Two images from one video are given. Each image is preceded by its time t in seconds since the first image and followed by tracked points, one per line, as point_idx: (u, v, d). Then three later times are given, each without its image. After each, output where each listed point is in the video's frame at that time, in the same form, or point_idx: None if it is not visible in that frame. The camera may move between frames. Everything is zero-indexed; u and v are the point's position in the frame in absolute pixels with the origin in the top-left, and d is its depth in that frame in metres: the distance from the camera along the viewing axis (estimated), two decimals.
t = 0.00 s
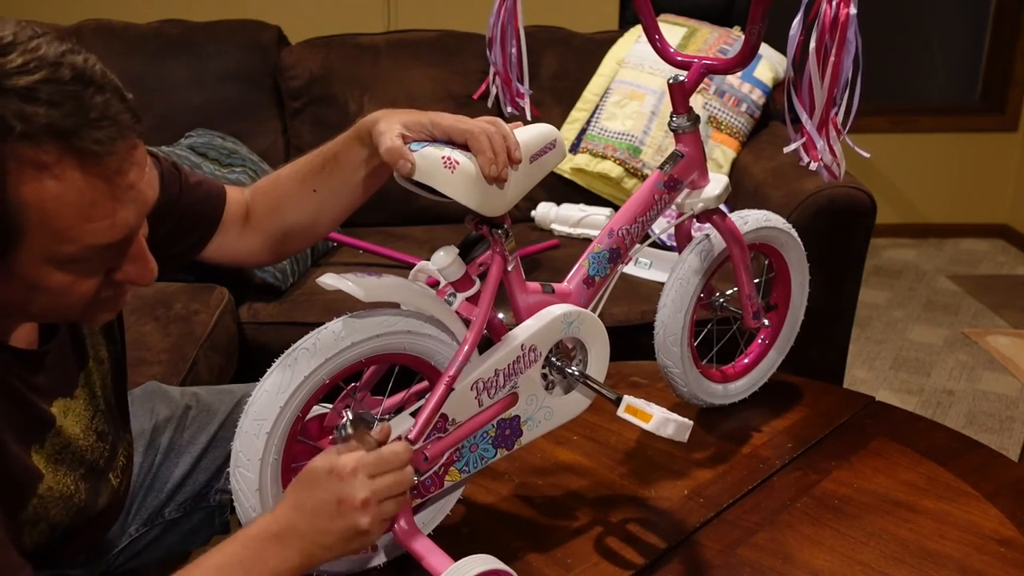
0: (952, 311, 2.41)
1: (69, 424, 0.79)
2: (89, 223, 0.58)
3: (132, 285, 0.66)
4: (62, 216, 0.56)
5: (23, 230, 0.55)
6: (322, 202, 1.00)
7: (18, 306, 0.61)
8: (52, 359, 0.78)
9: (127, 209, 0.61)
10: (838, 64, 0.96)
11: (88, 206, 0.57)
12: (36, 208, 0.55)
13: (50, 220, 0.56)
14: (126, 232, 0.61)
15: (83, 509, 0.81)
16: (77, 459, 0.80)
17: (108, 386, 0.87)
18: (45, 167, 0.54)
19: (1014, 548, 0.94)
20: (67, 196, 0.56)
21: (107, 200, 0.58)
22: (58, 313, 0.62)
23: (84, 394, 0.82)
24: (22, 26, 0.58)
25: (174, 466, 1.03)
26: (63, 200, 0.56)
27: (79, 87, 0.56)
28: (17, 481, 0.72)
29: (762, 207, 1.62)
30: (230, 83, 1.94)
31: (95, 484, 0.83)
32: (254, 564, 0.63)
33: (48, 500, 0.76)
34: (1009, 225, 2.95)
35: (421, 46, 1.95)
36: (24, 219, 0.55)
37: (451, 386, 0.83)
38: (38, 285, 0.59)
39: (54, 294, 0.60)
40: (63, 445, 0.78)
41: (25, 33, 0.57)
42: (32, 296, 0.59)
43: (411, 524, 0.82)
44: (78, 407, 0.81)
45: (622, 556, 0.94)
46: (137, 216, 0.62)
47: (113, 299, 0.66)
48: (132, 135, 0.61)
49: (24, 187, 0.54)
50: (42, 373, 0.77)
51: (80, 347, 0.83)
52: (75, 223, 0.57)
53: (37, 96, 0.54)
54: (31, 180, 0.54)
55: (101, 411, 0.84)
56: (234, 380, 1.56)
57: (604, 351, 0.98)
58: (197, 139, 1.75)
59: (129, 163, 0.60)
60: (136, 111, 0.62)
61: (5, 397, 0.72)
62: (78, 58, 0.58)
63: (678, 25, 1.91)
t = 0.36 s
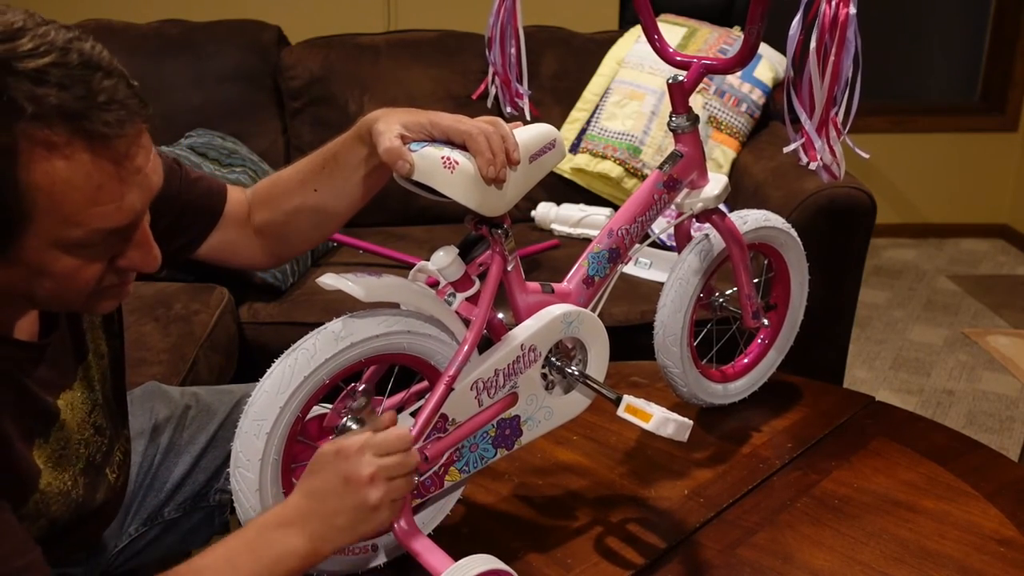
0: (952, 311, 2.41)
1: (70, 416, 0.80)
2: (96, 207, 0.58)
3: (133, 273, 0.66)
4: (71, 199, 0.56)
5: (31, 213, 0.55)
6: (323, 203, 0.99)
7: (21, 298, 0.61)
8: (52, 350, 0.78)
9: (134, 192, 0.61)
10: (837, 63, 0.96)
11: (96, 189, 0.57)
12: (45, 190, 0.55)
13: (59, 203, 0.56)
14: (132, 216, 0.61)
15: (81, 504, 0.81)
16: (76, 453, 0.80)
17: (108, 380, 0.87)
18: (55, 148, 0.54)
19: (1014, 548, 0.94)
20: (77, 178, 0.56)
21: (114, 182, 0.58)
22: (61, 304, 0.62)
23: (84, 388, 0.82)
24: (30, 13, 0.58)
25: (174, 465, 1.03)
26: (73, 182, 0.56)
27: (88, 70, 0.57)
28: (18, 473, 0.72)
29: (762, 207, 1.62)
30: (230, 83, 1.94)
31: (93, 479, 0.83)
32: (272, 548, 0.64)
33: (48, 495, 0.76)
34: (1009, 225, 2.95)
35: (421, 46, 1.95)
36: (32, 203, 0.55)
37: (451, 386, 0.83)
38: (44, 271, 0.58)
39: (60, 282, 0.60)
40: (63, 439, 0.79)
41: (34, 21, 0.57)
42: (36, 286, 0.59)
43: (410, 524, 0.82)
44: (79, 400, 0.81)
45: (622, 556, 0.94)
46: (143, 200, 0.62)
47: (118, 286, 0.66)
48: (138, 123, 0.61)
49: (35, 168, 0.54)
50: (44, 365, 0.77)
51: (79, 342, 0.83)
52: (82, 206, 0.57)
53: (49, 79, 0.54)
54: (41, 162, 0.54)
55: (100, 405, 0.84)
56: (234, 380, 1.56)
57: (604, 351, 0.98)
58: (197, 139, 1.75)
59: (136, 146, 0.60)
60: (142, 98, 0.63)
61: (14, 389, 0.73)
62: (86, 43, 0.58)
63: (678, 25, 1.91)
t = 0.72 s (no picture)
0: (952, 311, 2.41)
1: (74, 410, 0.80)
2: (95, 195, 0.57)
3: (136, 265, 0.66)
4: (69, 186, 0.55)
5: (30, 201, 0.54)
6: (325, 202, 0.99)
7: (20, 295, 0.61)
8: (60, 344, 0.77)
9: (135, 182, 0.60)
10: (838, 64, 0.96)
11: (96, 176, 0.57)
12: (45, 177, 0.54)
13: (58, 189, 0.55)
14: (134, 205, 0.60)
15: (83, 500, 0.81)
16: (80, 447, 0.80)
17: (109, 374, 0.87)
18: (54, 133, 0.54)
19: (1014, 548, 0.94)
20: (76, 164, 0.55)
21: (114, 169, 0.58)
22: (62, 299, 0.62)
23: (87, 382, 0.82)
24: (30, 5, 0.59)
25: (174, 465, 1.03)
26: (72, 168, 0.55)
27: (86, 57, 0.56)
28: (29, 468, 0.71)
29: (762, 207, 1.62)
30: (230, 83, 1.94)
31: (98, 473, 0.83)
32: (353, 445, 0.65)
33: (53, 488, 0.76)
34: (1009, 225, 2.95)
35: (421, 46, 1.95)
36: (31, 190, 0.54)
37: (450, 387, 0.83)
38: (47, 261, 0.58)
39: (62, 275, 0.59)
40: (67, 432, 0.78)
41: (34, 10, 0.57)
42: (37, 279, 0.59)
43: (410, 524, 0.82)
44: (81, 396, 0.81)
45: (622, 556, 0.94)
46: (144, 189, 0.61)
47: (121, 278, 0.65)
48: (138, 114, 0.60)
49: (35, 154, 0.53)
50: (53, 359, 0.76)
51: (82, 337, 0.82)
52: (82, 194, 0.56)
53: (48, 66, 0.54)
54: (40, 148, 0.53)
55: (103, 401, 0.84)
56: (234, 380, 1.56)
57: (604, 351, 0.98)
58: (197, 139, 1.75)
59: (136, 134, 0.60)
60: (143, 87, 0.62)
61: (31, 384, 0.70)
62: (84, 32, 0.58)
63: (678, 24, 1.91)
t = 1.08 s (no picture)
0: (952, 311, 2.41)
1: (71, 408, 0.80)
2: (91, 195, 0.57)
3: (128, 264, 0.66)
4: (67, 186, 0.55)
5: (28, 198, 0.54)
6: (325, 200, 0.99)
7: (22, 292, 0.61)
8: (52, 344, 0.78)
9: (129, 180, 0.60)
10: (839, 65, 0.96)
11: (93, 176, 0.56)
12: (42, 177, 0.54)
13: (55, 189, 0.55)
14: (132, 201, 0.60)
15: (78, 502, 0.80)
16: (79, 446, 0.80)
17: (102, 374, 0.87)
18: (52, 134, 0.53)
19: (1014, 549, 0.94)
20: (78, 162, 0.55)
21: (110, 169, 0.58)
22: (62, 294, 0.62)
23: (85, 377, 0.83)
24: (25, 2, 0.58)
25: (175, 465, 1.03)
26: (70, 169, 0.55)
27: (81, 56, 0.56)
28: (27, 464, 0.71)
29: (762, 207, 1.62)
30: (230, 83, 1.94)
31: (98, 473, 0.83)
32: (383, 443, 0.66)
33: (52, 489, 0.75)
34: (1008, 225, 2.95)
35: (421, 46, 1.96)
36: (28, 189, 0.53)
37: (452, 387, 0.83)
38: (41, 260, 0.57)
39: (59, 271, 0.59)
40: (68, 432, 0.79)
41: (29, 9, 0.56)
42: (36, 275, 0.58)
43: (412, 524, 0.82)
44: (75, 396, 0.81)
45: (622, 556, 0.94)
46: (139, 186, 0.61)
47: (114, 276, 0.65)
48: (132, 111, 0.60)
49: (32, 155, 0.53)
50: (45, 358, 0.77)
51: (75, 337, 0.82)
52: (79, 194, 0.56)
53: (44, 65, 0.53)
54: (40, 146, 0.53)
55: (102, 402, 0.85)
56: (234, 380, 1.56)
57: (605, 351, 0.98)
58: (197, 139, 1.75)
59: (132, 135, 0.59)
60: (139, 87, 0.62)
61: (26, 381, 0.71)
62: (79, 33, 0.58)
63: (678, 24, 1.91)
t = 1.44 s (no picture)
0: (952, 311, 2.41)
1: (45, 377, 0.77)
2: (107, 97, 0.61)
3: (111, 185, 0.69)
4: (88, 81, 0.59)
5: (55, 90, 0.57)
6: (313, 191, 1.00)
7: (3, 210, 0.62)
8: (26, 298, 0.77)
9: (133, 95, 0.63)
10: (838, 64, 0.96)
11: (110, 77, 0.60)
12: (73, 68, 0.57)
13: (78, 83, 0.58)
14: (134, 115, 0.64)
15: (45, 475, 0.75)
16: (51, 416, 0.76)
17: (85, 346, 0.87)
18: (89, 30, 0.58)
19: (1014, 549, 0.94)
20: (97, 65, 0.59)
21: (123, 74, 0.62)
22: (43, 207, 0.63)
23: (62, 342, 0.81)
24: None
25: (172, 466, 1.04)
26: (95, 64, 0.59)
27: None
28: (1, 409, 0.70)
29: (762, 207, 1.62)
30: (230, 83, 1.94)
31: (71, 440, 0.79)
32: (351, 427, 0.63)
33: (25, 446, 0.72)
34: (1009, 225, 2.95)
35: (421, 46, 1.96)
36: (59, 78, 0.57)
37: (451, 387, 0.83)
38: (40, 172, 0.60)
39: (49, 179, 0.61)
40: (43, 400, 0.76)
41: None
42: (32, 177, 0.60)
43: (410, 524, 0.82)
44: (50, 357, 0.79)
45: (622, 556, 0.94)
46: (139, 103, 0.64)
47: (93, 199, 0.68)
48: (135, 33, 0.64)
49: (70, 46, 0.57)
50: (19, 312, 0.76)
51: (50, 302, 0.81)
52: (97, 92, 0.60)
53: None
54: (66, 49, 0.57)
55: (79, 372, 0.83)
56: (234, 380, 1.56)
57: (604, 351, 0.98)
58: (197, 139, 1.75)
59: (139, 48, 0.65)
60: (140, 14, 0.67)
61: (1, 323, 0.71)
62: None
63: (678, 24, 1.91)
